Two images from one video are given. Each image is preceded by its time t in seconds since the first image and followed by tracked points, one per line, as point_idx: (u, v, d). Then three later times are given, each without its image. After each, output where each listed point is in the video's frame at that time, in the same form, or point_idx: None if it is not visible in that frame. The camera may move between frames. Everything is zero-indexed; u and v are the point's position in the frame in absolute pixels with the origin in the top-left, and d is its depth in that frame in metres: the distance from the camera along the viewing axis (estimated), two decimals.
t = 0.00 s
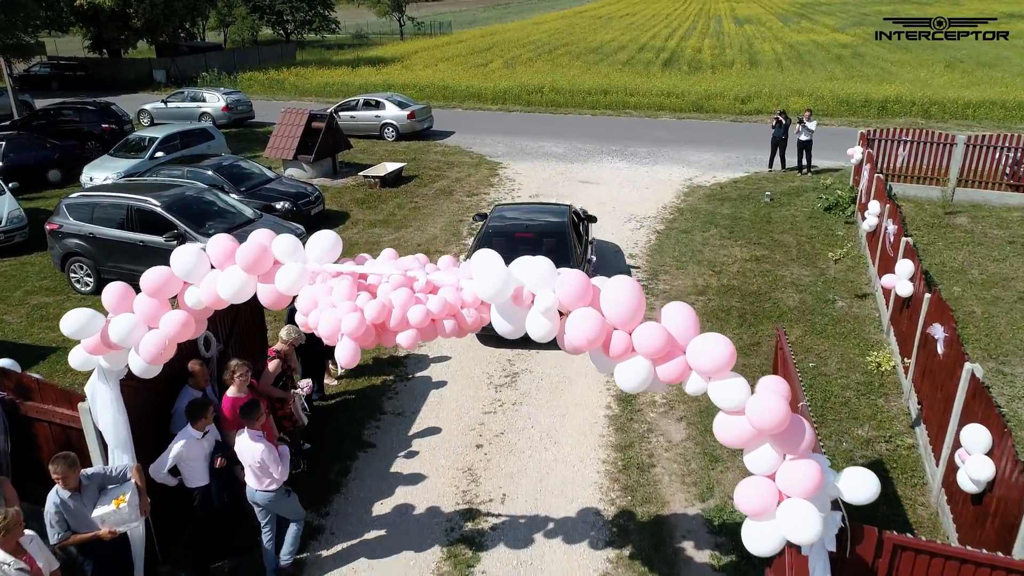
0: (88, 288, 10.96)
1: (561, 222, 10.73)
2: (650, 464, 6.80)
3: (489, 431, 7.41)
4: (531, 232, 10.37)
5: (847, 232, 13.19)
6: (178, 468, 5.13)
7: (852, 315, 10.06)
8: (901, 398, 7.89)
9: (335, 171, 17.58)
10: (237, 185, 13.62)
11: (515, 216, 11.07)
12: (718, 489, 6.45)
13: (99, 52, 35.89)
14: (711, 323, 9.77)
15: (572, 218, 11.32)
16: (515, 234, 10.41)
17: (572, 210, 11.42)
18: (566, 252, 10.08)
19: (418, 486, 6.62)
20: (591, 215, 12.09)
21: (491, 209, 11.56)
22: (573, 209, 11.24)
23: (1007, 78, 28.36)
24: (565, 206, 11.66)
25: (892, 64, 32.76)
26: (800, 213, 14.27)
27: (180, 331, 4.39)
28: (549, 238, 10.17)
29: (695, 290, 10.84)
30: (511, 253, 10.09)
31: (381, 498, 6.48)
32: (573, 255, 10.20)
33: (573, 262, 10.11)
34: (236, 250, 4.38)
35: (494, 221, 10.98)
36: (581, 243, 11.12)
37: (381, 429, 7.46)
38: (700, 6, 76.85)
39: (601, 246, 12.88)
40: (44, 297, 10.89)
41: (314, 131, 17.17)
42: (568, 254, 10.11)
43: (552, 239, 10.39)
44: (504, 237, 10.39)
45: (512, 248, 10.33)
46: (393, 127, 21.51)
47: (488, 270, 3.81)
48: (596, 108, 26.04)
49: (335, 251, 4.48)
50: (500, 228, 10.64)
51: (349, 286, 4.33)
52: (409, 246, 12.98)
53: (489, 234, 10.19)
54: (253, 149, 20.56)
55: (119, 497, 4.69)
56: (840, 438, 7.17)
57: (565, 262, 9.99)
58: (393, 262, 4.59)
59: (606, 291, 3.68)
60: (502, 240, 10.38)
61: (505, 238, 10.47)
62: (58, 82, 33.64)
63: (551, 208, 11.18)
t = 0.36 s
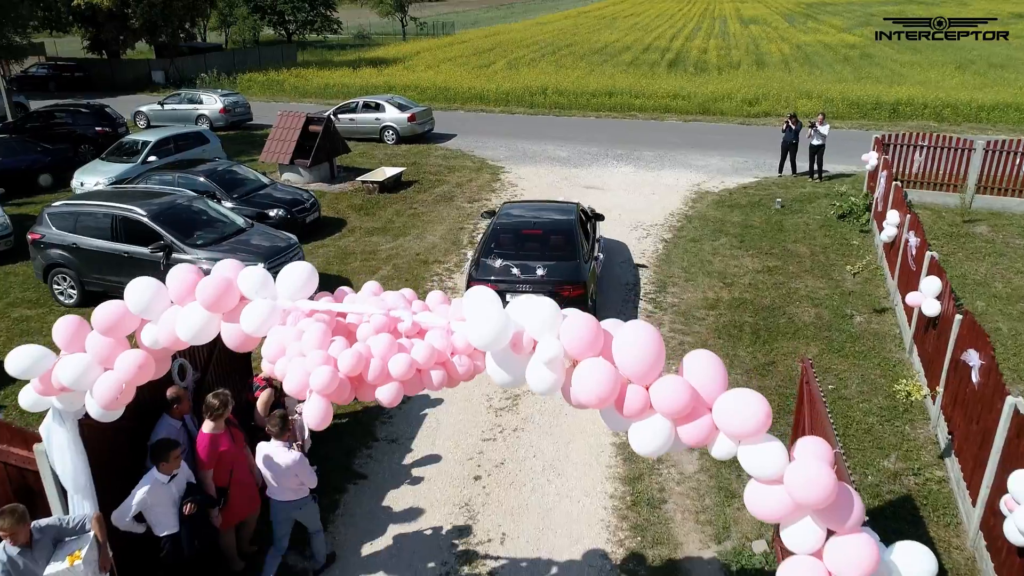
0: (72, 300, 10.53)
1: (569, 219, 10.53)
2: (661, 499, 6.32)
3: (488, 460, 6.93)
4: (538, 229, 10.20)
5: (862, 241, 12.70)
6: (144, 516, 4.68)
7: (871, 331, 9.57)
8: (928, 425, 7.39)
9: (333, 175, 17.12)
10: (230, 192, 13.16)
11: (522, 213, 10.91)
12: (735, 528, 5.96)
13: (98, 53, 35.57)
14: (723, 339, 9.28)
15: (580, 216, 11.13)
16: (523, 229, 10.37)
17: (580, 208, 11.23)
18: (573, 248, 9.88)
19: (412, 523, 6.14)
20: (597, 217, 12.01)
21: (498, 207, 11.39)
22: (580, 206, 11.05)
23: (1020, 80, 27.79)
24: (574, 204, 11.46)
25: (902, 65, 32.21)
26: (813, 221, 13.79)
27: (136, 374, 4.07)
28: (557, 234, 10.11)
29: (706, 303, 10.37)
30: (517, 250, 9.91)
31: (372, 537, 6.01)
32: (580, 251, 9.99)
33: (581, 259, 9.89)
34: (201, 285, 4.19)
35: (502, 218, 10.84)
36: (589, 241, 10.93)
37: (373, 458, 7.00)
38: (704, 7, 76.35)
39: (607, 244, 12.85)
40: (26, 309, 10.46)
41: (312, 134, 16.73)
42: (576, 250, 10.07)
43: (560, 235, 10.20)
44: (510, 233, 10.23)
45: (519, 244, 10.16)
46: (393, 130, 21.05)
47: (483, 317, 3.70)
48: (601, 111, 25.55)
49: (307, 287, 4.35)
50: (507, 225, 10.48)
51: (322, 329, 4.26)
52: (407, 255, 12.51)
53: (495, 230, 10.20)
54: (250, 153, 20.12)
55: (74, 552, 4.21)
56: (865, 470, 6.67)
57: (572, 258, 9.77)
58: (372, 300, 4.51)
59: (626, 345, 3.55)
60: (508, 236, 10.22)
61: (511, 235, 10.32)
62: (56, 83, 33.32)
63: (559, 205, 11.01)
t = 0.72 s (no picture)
0: (54, 312, 10.14)
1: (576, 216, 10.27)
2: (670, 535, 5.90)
3: (486, 490, 6.51)
4: (543, 226, 9.93)
5: (875, 250, 12.26)
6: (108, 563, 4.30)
7: (889, 347, 9.12)
8: (953, 452, 6.95)
9: (329, 179, 16.73)
10: (222, 197, 12.75)
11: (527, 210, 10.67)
12: (751, 568, 5.53)
13: (95, 53, 35.24)
14: (734, 355, 8.84)
15: (586, 213, 10.87)
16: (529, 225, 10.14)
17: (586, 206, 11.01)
18: (579, 245, 9.60)
19: (404, 562, 5.70)
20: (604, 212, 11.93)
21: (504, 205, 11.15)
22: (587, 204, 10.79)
23: None
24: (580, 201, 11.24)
25: (909, 66, 31.71)
26: (823, 228, 13.36)
27: (85, 421, 3.99)
28: (563, 231, 9.85)
29: (714, 316, 9.93)
30: (522, 246, 9.65)
31: None
32: (586, 248, 9.71)
33: (587, 256, 9.60)
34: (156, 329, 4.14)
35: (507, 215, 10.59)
36: (596, 239, 10.65)
37: (363, 488, 6.59)
38: (707, 7, 75.91)
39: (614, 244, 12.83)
40: (7, 321, 10.08)
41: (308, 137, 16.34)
42: (581, 246, 9.82)
43: (566, 232, 9.93)
44: (515, 230, 9.97)
45: (524, 241, 9.90)
46: (392, 132, 20.65)
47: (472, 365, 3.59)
48: (603, 112, 25.12)
49: (266, 333, 4.32)
50: (512, 222, 10.23)
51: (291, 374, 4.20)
52: (404, 263, 12.09)
53: (501, 226, 9.98)
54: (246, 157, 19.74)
55: None
56: (887, 503, 6.25)
57: (577, 254, 9.50)
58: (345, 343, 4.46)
59: (643, 406, 3.30)
60: (513, 232, 9.96)
61: (517, 232, 10.09)
62: (53, 84, 33.00)
63: (564, 202, 10.78)
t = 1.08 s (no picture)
0: (35, 325, 9.77)
1: (581, 212, 10.32)
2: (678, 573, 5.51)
3: (482, 522, 6.14)
4: (548, 222, 9.99)
5: (887, 259, 11.87)
6: None
7: (905, 363, 8.71)
8: (979, 480, 6.55)
9: (325, 184, 16.35)
10: (213, 204, 12.37)
11: (533, 207, 10.73)
12: None
13: (92, 53, 34.88)
14: (744, 372, 8.45)
15: (591, 211, 10.90)
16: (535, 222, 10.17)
17: (591, 204, 11.06)
18: (584, 241, 9.64)
19: None
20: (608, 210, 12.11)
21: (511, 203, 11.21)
22: (593, 201, 10.80)
23: None
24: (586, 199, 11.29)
25: (915, 67, 31.33)
26: (833, 235, 12.98)
27: (21, 478, 3.88)
28: (569, 228, 9.88)
29: (723, 330, 9.52)
30: (527, 242, 9.69)
31: None
32: (591, 244, 9.72)
33: (591, 252, 9.63)
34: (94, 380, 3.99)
35: (513, 212, 10.63)
36: (601, 237, 10.68)
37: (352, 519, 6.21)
38: (708, 7, 75.66)
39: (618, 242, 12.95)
40: None
41: (303, 141, 15.98)
42: (586, 242, 9.83)
43: (570, 229, 9.97)
44: (520, 227, 10.03)
45: (529, 238, 9.94)
46: (390, 135, 20.28)
47: (454, 423, 3.41)
48: (606, 114, 24.73)
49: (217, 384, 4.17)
50: (518, 218, 10.28)
51: (250, 443, 3.98)
52: (400, 272, 11.70)
53: (507, 222, 10.03)
54: (241, 161, 19.37)
55: None
56: (910, 537, 5.86)
57: (581, 250, 9.52)
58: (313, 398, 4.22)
59: (664, 484, 3.12)
60: (519, 229, 10.00)
61: (523, 229, 10.13)
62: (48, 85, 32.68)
63: (568, 200, 10.83)
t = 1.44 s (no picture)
0: (16, 338, 9.42)
1: (586, 210, 10.43)
2: None
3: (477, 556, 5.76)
4: (554, 220, 10.10)
5: (898, 269, 11.50)
6: None
7: (922, 381, 8.33)
8: (1006, 510, 6.17)
9: (320, 188, 16.00)
10: (203, 210, 12.01)
11: (539, 205, 10.85)
12: None
13: (88, 54, 34.55)
14: (754, 390, 8.06)
15: (596, 209, 10.99)
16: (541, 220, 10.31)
17: (596, 203, 11.17)
18: (589, 239, 9.75)
19: None
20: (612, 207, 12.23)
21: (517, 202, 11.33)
22: (597, 200, 10.92)
23: None
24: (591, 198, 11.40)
25: (920, 68, 30.96)
26: (841, 243, 12.60)
27: None
28: (574, 226, 10.02)
29: (731, 345, 9.13)
30: (533, 239, 9.81)
31: None
32: (596, 242, 9.87)
33: (596, 249, 9.75)
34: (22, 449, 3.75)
35: (519, 210, 10.74)
36: (606, 235, 10.77)
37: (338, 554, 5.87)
38: (709, 8, 75.32)
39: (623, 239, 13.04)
40: None
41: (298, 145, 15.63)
42: (591, 240, 9.97)
43: (576, 226, 10.10)
44: (527, 224, 10.15)
45: (535, 235, 10.06)
46: (388, 138, 19.93)
47: (440, 514, 3.16)
48: (607, 117, 24.37)
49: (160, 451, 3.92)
50: (524, 216, 10.39)
51: (190, 531, 3.69)
52: (395, 282, 11.33)
53: (513, 219, 10.17)
54: (236, 165, 19.01)
55: None
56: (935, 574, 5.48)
57: (587, 248, 9.66)
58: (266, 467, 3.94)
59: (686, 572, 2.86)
60: (525, 226, 10.11)
61: (529, 226, 10.26)
62: (43, 86, 32.33)
63: (573, 198, 10.92)
